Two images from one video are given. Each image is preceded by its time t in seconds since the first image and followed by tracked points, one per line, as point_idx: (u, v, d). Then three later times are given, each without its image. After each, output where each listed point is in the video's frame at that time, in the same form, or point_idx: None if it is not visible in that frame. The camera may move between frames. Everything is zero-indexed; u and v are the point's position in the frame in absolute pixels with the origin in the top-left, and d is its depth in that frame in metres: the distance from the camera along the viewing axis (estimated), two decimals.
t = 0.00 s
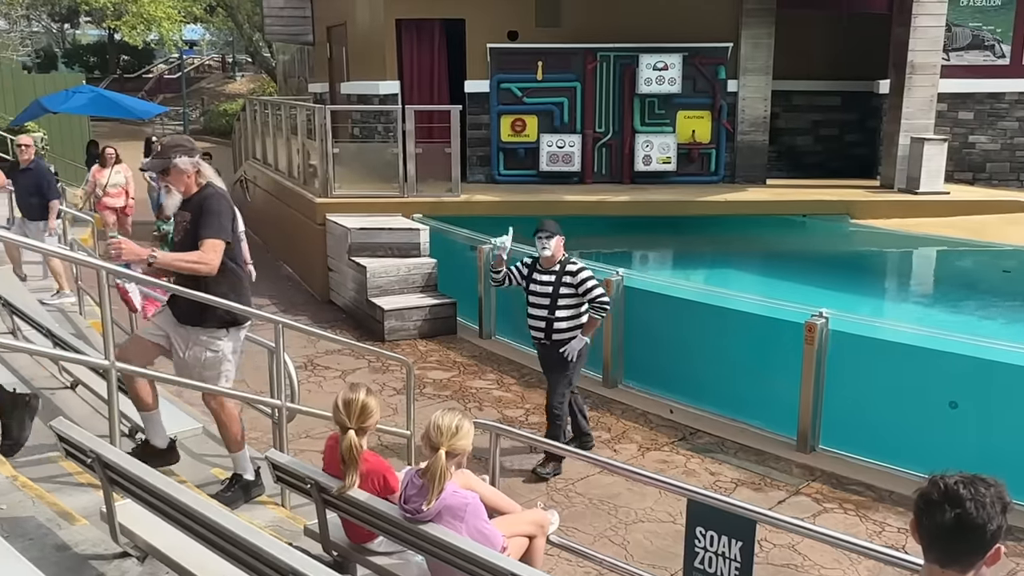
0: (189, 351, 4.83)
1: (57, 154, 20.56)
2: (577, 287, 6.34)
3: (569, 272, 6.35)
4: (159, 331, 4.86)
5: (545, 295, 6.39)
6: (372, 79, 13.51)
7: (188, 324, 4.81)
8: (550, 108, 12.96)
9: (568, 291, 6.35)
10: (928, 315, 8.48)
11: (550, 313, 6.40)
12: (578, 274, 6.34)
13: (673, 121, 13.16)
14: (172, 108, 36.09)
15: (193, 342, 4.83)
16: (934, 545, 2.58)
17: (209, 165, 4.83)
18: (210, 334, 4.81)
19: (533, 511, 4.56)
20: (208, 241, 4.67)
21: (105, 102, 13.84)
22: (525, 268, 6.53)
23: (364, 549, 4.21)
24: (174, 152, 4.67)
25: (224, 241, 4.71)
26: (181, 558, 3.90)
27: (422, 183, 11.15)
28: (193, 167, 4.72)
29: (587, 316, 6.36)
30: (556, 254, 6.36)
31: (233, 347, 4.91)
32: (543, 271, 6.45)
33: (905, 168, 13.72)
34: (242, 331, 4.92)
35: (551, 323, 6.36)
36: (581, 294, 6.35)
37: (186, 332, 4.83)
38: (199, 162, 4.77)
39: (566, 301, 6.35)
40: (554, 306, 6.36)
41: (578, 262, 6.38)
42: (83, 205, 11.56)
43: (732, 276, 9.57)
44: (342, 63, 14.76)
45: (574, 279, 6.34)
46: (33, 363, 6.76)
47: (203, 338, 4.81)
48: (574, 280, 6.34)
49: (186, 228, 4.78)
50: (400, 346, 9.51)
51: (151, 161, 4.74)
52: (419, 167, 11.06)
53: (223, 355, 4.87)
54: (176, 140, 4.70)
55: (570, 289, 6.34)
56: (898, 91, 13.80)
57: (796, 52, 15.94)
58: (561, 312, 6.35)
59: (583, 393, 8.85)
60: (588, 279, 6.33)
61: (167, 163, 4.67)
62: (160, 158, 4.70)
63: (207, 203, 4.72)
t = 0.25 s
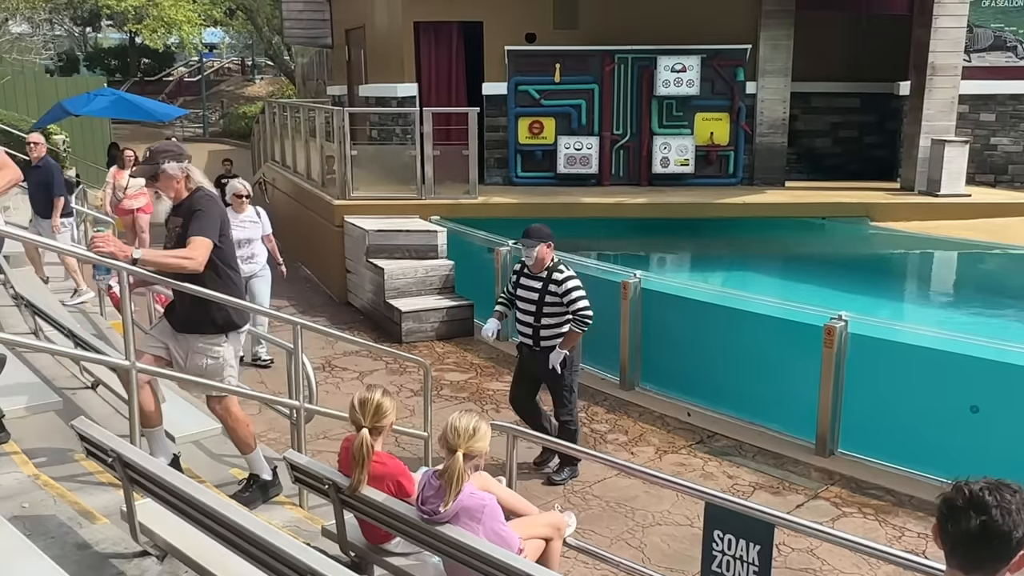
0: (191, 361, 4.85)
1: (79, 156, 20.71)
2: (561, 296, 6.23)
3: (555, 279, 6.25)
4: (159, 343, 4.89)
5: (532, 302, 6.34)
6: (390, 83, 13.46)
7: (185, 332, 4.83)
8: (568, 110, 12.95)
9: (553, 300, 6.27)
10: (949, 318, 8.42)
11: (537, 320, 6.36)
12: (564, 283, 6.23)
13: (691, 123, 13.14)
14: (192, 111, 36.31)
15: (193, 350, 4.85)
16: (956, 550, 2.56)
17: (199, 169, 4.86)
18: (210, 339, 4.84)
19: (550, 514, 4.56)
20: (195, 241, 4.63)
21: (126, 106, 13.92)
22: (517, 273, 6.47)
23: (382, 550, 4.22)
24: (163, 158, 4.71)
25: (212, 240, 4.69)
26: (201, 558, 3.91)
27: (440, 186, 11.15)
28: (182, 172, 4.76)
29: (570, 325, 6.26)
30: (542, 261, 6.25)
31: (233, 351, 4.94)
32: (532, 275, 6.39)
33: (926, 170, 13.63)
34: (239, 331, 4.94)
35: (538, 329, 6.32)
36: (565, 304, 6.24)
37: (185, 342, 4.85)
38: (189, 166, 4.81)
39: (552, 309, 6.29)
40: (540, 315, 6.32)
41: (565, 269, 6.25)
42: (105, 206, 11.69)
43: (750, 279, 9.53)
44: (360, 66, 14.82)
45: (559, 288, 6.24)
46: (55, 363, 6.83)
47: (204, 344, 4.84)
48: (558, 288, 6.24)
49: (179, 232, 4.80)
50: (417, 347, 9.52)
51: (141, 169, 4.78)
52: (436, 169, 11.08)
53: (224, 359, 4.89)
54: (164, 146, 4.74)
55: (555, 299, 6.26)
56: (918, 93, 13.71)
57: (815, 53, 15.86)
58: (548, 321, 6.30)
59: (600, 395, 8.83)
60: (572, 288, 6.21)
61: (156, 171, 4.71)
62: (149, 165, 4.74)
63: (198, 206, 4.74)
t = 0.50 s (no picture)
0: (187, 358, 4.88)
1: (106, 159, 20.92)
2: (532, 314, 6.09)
3: (528, 297, 6.10)
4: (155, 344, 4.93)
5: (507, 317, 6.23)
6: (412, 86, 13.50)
7: (177, 328, 4.86)
8: (590, 113, 12.93)
9: (526, 319, 6.14)
10: (975, 322, 8.33)
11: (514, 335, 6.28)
12: (536, 301, 6.07)
13: (714, 125, 13.07)
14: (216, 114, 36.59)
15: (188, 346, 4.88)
16: (985, 559, 2.54)
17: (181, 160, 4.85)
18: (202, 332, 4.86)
19: (571, 518, 4.55)
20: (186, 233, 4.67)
21: (152, 109, 14.02)
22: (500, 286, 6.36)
23: (404, 551, 4.22)
24: (146, 148, 4.71)
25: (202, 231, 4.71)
26: (224, 557, 3.94)
27: (462, 188, 11.16)
28: (165, 164, 4.76)
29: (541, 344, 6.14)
30: (516, 278, 6.10)
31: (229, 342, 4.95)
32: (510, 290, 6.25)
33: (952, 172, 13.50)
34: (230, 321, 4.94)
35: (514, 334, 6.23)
36: (534, 322, 6.09)
37: (179, 338, 4.88)
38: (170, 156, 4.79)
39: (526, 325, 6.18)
40: (515, 332, 6.22)
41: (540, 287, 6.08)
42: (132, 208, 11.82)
43: (774, 282, 9.48)
44: (383, 69, 14.87)
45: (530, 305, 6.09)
46: (81, 363, 6.89)
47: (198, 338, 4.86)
48: (530, 305, 6.09)
49: (163, 223, 4.80)
50: (439, 350, 9.54)
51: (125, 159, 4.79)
52: (459, 172, 11.11)
53: (220, 352, 4.91)
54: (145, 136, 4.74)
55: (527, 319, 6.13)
56: (944, 95, 13.60)
57: (840, 55, 15.76)
58: (523, 338, 6.22)
59: (621, 398, 8.81)
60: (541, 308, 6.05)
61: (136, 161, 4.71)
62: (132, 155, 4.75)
63: (178, 195, 4.72)
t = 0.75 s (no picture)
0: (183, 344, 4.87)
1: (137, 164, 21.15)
2: (511, 321, 6.11)
3: (509, 304, 6.13)
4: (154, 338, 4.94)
5: (486, 328, 6.24)
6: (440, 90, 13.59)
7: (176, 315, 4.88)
8: (617, 116, 12.90)
9: (505, 329, 6.15)
10: (1008, 327, 8.24)
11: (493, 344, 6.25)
12: (515, 309, 6.10)
13: (742, 129, 12.99)
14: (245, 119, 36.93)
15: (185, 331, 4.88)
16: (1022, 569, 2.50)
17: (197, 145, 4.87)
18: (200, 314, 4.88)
19: (597, 522, 4.54)
20: (209, 218, 4.74)
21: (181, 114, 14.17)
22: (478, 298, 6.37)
23: (432, 554, 4.23)
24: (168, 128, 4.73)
25: (224, 218, 4.78)
26: (254, 557, 3.96)
27: (488, 192, 11.16)
28: (182, 147, 4.78)
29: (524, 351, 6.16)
30: (498, 287, 6.14)
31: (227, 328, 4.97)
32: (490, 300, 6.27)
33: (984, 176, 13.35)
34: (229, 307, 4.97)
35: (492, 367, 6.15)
36: (510, 329, 6.12)
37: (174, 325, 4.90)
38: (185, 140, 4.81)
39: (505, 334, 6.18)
40: (495, 339, 6.21)
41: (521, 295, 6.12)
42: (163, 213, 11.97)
43: (802, 286, 9.42)
44: (410, 73, 14.94)
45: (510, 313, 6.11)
46: (112, 365, 6.96)
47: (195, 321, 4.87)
48: (508, 313, 6.11)
49: (177, 206, 4.81)
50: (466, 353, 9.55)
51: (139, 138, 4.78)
52: (485, 175, 11.12)
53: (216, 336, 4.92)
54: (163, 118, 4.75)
55: (505, 326, 6.14)
56: (977, 97, 13.45)
57: (869, 58, 15.64)
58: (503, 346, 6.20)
59: (648, 402, 8.77)
60: (521, 315, 6.09)
61: (152, 141, 4.71)
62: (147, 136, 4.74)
63: (197, 180, 4.75)
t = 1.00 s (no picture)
0: (191, 333, 4.85)
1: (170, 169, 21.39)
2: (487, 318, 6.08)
3: (488, 304, 6.11)
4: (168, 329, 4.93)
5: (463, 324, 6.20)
6: (469, 94, 13.65)
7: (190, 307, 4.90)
8: (646, 121, 12.85)
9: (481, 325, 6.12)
10: None
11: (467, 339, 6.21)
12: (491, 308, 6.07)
13: (773, 133, 12.91)
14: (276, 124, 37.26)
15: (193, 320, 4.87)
16: None
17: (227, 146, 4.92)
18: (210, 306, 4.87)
19: (624, 526, 4.51)
20: (237, 219, 4.76)
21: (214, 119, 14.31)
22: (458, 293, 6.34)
23: (462, 558, 4.24)
24: (200, 126, 4.79)
25: (253, 219, 4.80)
26: (285, 559, 3.98)
27: (517, 197, 11.15)
28: (213, 146, 4.83)
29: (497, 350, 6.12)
30: (478, 286, 6.08)
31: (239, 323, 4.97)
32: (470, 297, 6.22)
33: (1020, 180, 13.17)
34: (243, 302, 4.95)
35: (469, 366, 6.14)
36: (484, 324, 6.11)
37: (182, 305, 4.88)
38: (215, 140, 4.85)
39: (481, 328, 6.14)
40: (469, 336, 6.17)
41: (500, 295, 6.09)
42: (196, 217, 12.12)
43: (833, 291, 9.34)
44: (440, 78, 15.00)
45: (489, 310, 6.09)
46: (145, 367, 7.04)
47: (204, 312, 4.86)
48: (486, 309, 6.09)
49: (204, 205, 4.84)
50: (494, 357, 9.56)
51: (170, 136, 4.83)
52: (514, 180, 11.09)
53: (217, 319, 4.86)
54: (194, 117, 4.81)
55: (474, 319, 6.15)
56: (1012, 101, 13.27)
57: (902, 62, 15.49)
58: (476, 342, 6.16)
59: (677, 408, 8.72)
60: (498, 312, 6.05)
61: (183, 138, 4.76)
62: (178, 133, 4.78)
63: (225, 179, 4.78)
